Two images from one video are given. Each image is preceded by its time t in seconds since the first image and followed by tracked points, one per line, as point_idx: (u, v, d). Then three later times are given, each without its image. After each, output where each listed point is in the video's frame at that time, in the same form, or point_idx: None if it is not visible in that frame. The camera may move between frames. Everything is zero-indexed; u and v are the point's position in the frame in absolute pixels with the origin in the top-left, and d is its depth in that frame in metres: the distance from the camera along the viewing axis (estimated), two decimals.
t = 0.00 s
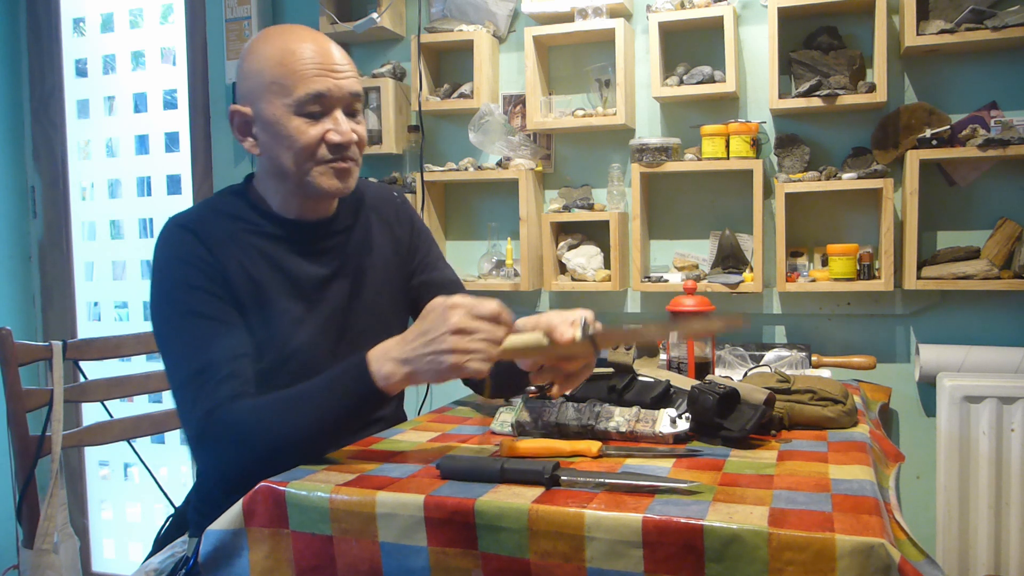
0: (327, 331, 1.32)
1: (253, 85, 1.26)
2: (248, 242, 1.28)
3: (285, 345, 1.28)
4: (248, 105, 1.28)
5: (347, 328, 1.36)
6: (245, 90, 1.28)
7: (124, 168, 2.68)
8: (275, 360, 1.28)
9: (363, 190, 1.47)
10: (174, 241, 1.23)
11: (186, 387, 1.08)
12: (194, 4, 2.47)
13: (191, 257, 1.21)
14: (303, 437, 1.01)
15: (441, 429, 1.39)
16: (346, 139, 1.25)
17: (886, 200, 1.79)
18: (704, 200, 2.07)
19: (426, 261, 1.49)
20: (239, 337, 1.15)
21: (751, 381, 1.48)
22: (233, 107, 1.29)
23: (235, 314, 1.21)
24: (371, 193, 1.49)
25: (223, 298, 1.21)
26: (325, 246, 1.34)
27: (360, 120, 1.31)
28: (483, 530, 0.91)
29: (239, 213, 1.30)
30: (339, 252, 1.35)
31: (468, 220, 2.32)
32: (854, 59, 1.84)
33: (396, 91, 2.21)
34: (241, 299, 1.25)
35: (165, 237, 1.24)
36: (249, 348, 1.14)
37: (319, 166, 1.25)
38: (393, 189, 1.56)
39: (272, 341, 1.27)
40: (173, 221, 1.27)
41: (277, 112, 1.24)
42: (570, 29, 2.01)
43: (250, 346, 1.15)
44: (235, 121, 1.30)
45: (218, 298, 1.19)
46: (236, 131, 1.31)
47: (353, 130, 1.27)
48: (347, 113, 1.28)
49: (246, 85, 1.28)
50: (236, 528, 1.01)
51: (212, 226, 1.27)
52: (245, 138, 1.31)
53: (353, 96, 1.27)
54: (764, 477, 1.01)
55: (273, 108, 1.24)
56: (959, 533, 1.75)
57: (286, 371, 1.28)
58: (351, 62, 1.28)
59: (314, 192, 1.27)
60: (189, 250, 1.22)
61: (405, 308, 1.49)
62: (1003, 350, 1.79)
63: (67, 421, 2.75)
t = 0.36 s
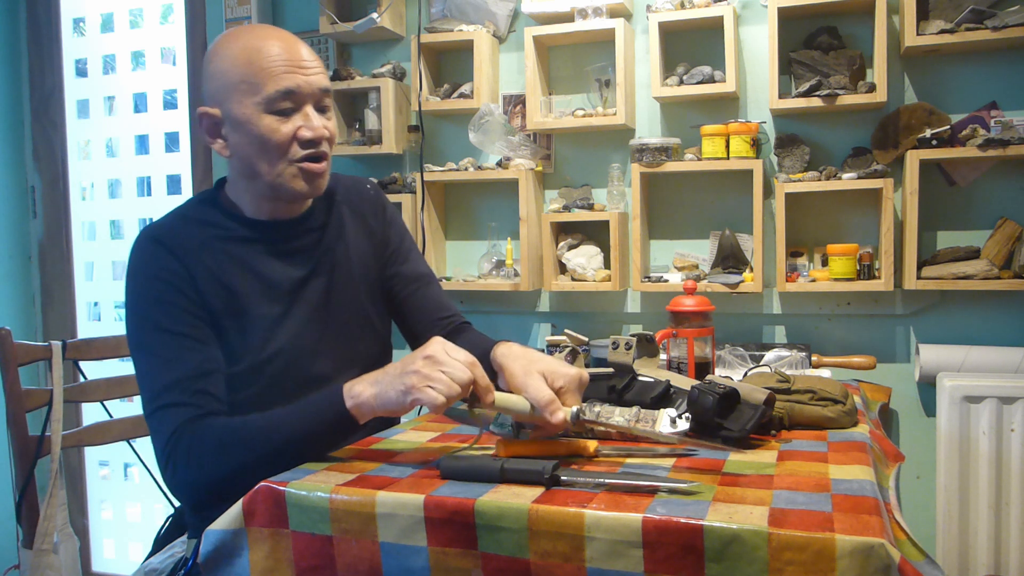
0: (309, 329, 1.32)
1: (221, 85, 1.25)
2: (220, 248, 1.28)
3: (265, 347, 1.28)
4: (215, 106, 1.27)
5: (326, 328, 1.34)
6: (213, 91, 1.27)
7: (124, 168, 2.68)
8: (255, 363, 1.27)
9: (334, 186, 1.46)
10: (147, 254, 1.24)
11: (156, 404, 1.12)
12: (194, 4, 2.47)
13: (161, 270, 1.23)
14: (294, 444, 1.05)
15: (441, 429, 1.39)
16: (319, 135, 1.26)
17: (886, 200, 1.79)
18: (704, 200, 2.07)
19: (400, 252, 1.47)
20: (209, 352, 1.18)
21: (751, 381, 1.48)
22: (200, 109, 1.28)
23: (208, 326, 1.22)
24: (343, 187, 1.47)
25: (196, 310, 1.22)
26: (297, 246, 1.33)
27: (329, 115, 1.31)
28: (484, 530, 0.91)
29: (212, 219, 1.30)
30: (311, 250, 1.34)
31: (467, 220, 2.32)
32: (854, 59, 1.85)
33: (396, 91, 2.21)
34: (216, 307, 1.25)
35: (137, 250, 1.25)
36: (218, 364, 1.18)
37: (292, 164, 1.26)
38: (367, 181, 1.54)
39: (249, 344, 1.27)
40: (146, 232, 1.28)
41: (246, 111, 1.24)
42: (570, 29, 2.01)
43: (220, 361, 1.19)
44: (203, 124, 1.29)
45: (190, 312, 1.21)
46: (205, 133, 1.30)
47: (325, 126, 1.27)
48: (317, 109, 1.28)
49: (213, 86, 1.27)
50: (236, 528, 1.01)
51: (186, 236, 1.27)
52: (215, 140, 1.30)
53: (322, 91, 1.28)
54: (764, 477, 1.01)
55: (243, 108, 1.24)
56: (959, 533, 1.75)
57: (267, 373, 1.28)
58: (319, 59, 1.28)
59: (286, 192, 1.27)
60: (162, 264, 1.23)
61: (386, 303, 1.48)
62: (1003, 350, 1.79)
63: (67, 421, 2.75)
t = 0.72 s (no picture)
0: (304, 328, 1.32)
1: (214, 86, 1.25)
2: (214, 249, 1.28)
3: (261, 347, 1.28)
4: (210, 108, 1.27)
5: (320, 328, 1.35)
6: (206, 92, 1.27)
7: (124, 168, 2.68)
8: (251, 364, 1.28)
9: (328, 185, 1.45)
10: (143, 256, 1.24)
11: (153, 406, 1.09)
12: (194, 3, 2.47)
13: (155, 272, 1.22)
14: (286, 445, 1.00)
15: (441, 429, 1.39)
16: (312, 138, 1.25)
17: (886, 200, 1.79)
18: (704, 200, 2.07)
19: (395, 252, 1.46)
20: (205, 354, 1.16)
21: (751, 381, 1.48)
22: (194, 110, 1.28)
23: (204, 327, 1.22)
24: (337, 186, 1.46)
25: (191, 311, 1.21)
26: (292, 246, 1.33)
27: (323, 118, 1.31)
28: (483, 530, 0.91)
29: (206, 221, 1.30)
30: (306, 251, 1.35)
31: (467, 220, 2.32)
32: (855, 59, 1.85)
33: (396, 91, 2.21)
34: (211, 309, 1.25)
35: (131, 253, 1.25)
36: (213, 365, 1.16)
37: (284, 167, 1.26)
38: (363, 180, 1.53)
39: (245, 345, 1.28)
40: (140, 234, 1.28)
41: (240, 113, 1.24)
42: (570, 29, 2.01)
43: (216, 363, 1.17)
44: (197, 125, 1.30)
45: (185, 315, 1.20)
46: (199, 134, 1.31)
47: (318, 129, 1.27)
48: (311, 111, 1.28)
49: (207, 88, 1.27)
50: (236, 528, 1.01)
51: (181, 238, 1.27)
52: (209, 141, 1.31)
53: (316, 94, 1.28)
54: (764, 477, 1.01)
55: (236, 110, 1.24)
56: (959, 532, 1.75)
57: (263, 373, 1.29)
58: (313, 62, 1.29)
59: (279, 194, 1.27)
60: (158, 266, 1.23)
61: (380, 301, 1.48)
62: (1003, 350, 1.80)
63: (67, 421, 2.75)
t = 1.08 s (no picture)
0: (314, 329, 1.31)
1: (226, 82, 1.27)
2: (229, 245, 1.27)
3: (269, 346, 1.26)
4: (222, 105, 1.29)
5: (328, 328, 1.34)
6: (218, 89, 1.28)
7: (124, 168, 2.68)
8: (261, 361, 1.26)
9: (343, 189, 1.46)
10: (157, 248, 1.23)
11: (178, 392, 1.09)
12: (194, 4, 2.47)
13: (171, 264, 1.21)
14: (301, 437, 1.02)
15: (441, 429, 1.39)
16: (321, 130, 1.25)
17: (886, 200, 1.79)
18: (704, 200, 2.07)
19: (406, 257, 1.47)
20: (227, 338, 1.16)
21: (751, 381, 1.48)
22: (207, 108, 1.30)
23: (222, 317, 1.21)
24: (352, 191, 1.47)
25: (208, 304, 1.20)
26: (308, 245, 1.33)
27: (333, 113, 1.31)
28: (483, 530, 0.91)
29: (221, 216, 1.29)
30: (322, 251, 1.35)
31: (468, 221, 2.32)
32: (855, 59, 1.85)
33: (396, 91, 2.21)
34: (225, 302, 1.24)
35: (145, 246, 1.24)
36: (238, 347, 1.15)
37: (295, 158, 1.25)
38: (376, 189, 1.55)
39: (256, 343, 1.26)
40: (153, 228, 1.27)
41: (250, 107, 1.25)
42: (570, 29, 2.01)
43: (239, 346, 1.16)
44: (211, 121, 1.31)
45: (204, 304, 1.19)
46: (213, 131, 1.32)
47: (328, 122, 1.27)
48: (320, 105, 1.28)
49: (219, 85, 1.28)
50: (236, 528, 1.01)
51: (194, 232, 1.26)
52: (222, 137, 1.32)
53: (325, 88, 1.28)
54: (764, 477, 1.01)
55: (247, 104, 1.25)
56: (959, 532, 1.75)
57: (270, 371, 1.27)
58: (323, 58, 1.29)
59: (289, 186, 1.27)
60: (173, 258, 1.22)
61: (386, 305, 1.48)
62: (1003, 350, 1.79)
63: (67, 421, 2.76)
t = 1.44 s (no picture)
0: (326, 332, 1.30)
1: (254, 79, 1.27)
2: (246, 243, 1.27)
3: (281, 346, 1.25)
4: (250, 100, 1.29)
5: (342, 330, 1.32)
6: (247, 85, 1.29)
7: (124, 168, 2.68)
8: (272, 361, 1.25)
9: (364, 194, 1.44)
10: (175, 244, 1.24)
11: (193, 388, 1.10)
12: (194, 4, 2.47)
13: (190, 258, 1.22)
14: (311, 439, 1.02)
15: (441, 429, 1.39)
16: (344, 130, 1.25)
17: (886, 200, 1.79)
18: (705, 200, 2.07)
19: (421, 267, 1.44)
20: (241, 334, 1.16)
21: (751, 381, 1.48)
22: (235, 102, 1.30)
23: (237, 313, 1.21)
24: (373, 197, 1.45)
25: (223, 300, 1.21)
26: (326, 248, 1.32)
27: (358, 114, 1.31)
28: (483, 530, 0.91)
29: (241, 213, 1.29)
30: (339, 255, 1.33)
31: (468, 221, 2.32)
32: (855, 59, 1.85)
33: (396, 91, 2.21)
34: (240, 299, 1.24)
35: (166, 239, 1.25)
36: (254, 346, 1.15)
37: (317, 157, 1.25)
38: (399, 199, 1.52)
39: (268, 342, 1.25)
40: (175, 223, 1.28)
41: (276, 104, 1.25)
42: (570, 29, 2.01)
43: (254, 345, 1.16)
44: (237, 116, 1.31)
45: (220, 299, 1.20)
46: (238, 126, 1.32)
47: (352, 122, 1.27)
48: (346, 105, 1.29)
49: (248, 81, 1.29)
50: (236, 528, 1.01)
51: (213, 229, 1.27)
52: (247, 133, 1.32)
53: (351, 89, 1.28)
54: (764, 477, 1.01)
55: (272, 100, 1.25)
56: (959, 532, 1.75)
57: (280, 372, 1.26)
58: (351, 60, 1.30)
59: (309, 184, 1.26)
60: (190, 252, 1.23)
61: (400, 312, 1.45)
62: (1003, 350, 1.79)
63: (67, 421, 2.76)
